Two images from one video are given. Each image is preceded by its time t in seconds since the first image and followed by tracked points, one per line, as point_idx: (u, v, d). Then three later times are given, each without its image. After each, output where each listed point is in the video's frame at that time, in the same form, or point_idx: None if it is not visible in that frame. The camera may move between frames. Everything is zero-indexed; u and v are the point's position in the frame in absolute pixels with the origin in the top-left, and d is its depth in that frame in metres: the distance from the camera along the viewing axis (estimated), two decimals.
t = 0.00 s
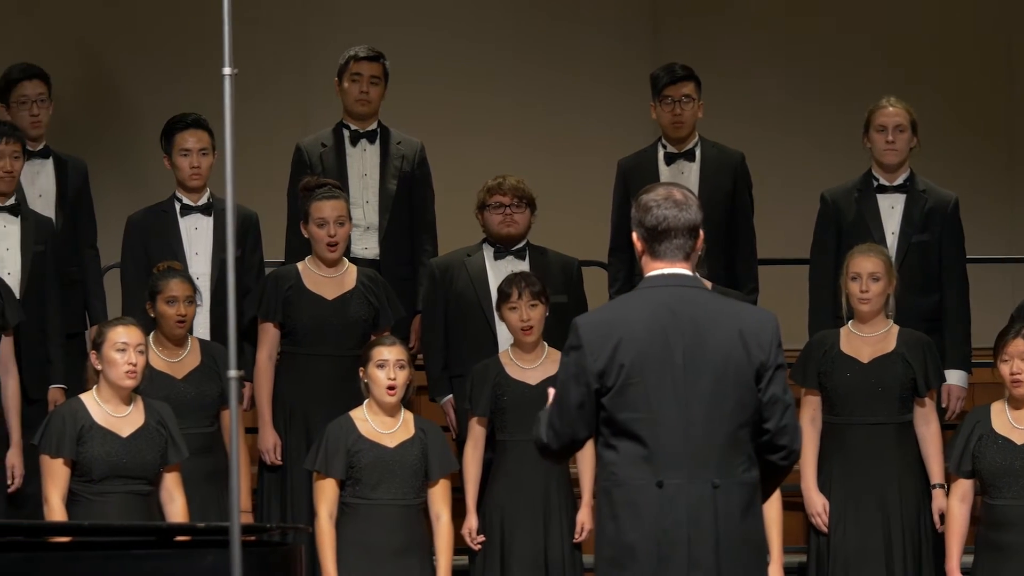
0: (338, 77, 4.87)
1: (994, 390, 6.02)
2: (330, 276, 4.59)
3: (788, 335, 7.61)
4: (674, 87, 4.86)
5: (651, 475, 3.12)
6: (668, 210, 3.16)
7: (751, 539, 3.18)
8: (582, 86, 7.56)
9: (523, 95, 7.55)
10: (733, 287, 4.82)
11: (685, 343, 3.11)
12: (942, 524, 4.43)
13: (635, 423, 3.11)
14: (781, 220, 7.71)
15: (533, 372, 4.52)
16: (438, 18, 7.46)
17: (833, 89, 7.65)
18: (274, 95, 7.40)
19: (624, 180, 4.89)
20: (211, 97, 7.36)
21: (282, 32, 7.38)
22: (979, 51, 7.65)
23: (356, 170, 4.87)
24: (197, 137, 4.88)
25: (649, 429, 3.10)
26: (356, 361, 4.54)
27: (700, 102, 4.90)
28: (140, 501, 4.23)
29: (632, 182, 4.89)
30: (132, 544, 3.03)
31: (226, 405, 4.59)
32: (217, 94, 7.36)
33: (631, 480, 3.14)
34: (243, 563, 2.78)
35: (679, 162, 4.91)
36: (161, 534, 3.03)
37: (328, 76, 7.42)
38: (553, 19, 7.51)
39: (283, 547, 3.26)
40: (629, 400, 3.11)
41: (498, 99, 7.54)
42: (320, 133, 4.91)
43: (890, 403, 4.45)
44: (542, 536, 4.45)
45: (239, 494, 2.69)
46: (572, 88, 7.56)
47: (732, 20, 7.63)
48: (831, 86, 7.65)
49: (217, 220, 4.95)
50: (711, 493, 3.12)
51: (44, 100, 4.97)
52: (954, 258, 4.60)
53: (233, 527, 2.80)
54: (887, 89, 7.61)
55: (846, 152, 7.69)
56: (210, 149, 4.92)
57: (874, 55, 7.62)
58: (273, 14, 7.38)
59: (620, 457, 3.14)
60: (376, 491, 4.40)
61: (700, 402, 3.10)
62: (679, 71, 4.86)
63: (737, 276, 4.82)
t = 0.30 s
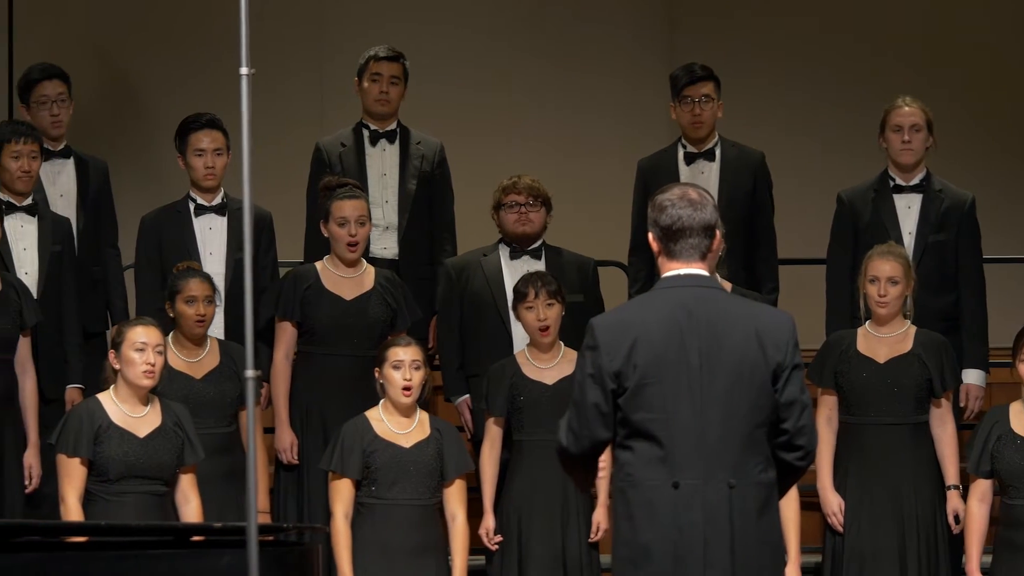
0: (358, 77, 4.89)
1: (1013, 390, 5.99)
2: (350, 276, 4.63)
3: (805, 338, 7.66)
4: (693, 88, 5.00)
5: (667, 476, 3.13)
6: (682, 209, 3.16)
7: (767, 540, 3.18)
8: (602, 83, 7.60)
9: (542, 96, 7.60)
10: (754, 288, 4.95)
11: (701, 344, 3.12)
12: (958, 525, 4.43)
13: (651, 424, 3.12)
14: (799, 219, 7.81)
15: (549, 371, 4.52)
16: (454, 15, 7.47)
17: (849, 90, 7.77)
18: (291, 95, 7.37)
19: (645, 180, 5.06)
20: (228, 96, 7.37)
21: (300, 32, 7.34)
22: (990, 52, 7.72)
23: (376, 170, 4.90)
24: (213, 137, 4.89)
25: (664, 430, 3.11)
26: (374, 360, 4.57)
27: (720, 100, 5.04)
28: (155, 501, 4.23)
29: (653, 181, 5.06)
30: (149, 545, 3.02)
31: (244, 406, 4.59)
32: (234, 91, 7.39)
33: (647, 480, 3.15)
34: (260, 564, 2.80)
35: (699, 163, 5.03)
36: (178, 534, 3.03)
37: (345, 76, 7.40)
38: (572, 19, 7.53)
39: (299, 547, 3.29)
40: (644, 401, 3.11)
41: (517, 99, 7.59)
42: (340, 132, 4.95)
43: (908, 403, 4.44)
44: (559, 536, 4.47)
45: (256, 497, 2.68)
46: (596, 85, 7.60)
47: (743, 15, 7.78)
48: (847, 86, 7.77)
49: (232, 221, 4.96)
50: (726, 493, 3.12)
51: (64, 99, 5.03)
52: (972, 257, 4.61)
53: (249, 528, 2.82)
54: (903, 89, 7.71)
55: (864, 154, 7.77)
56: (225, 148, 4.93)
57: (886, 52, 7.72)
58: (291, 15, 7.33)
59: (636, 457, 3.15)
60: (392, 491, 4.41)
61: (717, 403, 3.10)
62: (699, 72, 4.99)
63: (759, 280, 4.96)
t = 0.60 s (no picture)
0: (377, 77, 5.01)
1: None
2: (367, 276, 4.65)
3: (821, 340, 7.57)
4: (712, 87, 5.12)
5: (684, 476, 3.13)
6: (699, 208, 3.18)
7: (786, 540, 3.17)
8: (619, 84, 7.57)
9: (558, 95, 7.56)
10: (771, 287, 5.05)
11: (719, 344, 3.12)
12: (976, 525, 4.41)
13: (669, 424, 3.12)
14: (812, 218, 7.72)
15: (566, 371, 4.52)
16: (469, 16, 7.48)
17: (862, 89, 7.67)
18: (305, 93, 7.43)
19: (664, 180, 5.16)
20: (243, 95, 7.36)
21: (315, 28, 7.40)
22: (1003, 52, 7.69)
23: (396, 169, 5.02)
24: (225, 137, 4.87)
25: (682, 429, 3.11)
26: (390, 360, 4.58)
27: (738, 101, 5.17)
28: (171, 502, 4.21)
29: (671, 180, 5.16)
30: (168, 545, 3.05)
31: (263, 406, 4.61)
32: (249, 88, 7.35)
33: (665, 480, 3.14)
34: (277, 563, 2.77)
35: (717, 162, 5.17)
36: (196, 534, 3.05)
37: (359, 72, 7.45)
38: (589, 20, 7.52)
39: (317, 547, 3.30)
40: (662, 401, 3.12)
41: (531, 99, 7.56)
42: (360, 132, 5.07)
43: (925, 403, 4.44)
44: (576, 535, 4.46)
45: (273, 494, 2.67)
46: (613, 85, 7.58)
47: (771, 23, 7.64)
48: (865, 86, 7.67)
49: (245, 220, 4.93)
50: (745, 493, 3.12)
51: (85, 99, 5.14)
52: (989, 257, 4.65)
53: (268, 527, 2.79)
54: (918, 89, 7.63)
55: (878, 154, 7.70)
56: (237, 148, 4.92)
57: (902, 55, 7.64)
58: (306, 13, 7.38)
59: (653, 457, 3.15)
60: (408, 491, 4.41)
61: (735, 402, 3.10)
62: (718, 72, 5.12)
63: (777, 278, 5.06)
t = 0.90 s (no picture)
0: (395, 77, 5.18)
1: None
2: (380, 276, 4.65)
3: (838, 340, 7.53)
4: (726, 88, 5.15)
5: (700, 476, 3.13)
6: (716, 208, 3.17)
7: (801, 540, 3.17)
8: (633, 83, 7.56)
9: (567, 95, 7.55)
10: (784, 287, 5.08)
11: (736, 344, 3.12)
12: (991, 525, 4.42)
13: (685, 424, 3.12)
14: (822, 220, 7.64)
15: (581, 372, 4.53)
16: (483, 17, 7.49)
17: (867, 89, 7.62)
18: (319, 94, 7.44)
19: (678, 180, 5.19)
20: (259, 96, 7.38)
21: (330, 28, 7.43)
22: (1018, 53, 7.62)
23: (412, 169, 5.18)
24: (237, 137, 4.87)
25: (698, 429, 3.11)
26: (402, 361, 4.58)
27: (752, 102, 5.20)
28: (183, 503, 4.20)
29: (685, 180, 5.19)
30: (181, 545, 3.06)
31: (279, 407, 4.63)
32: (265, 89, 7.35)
33: (680, 480, 3.14)
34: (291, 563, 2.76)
35: (731, 162, 5.19)
36: (209, 535, 3.06)
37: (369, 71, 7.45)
38: (603, 21, 7.51)
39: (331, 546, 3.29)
40: (679, 401, 3.12)
41: (540, 98, 7.55)
42: (376, 133, 5.24)
43: (939, 404, 4.45)
44: (589, 536, 4.45)
45: (287, 494, 2.64)
46: (623, 84, 7.55)
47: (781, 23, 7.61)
48: (871, 86, 7.62)
49: (259, 219, 4.93)
50: (760, 493, 3.12)
51: (102, 99, 5.17)
52: (1004, 256, 4.69)
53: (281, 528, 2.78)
54: (929, 90, 7.58)
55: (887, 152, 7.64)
56: (250, 148, 4.91)
57: (912, 55, 7.59)
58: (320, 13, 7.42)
59: (670, 457, 3.15)
60: (422, 491, 4.41)
61: (752, 402, 3.11)
62: (731, 72, 5.15)
63: (790, 277, 5.09)
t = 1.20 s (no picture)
0: (409, 77, 5.18)
1: None
2: (393, 276, 4.64)
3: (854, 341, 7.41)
4: (738, 88, 5.15)
5: (717, 476, 3.11)
6: (733, 208, 3.16)
7: (818, 541, 3.15)
8: (642, 83, 7.56)
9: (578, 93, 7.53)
10: (797, 287, 5.08)
11: (753, 344, 3.11)
12: (1007, 524, 4.42)
13: (701, 423, 3.10)
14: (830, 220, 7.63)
15: (595, 372, 4.53)
16: (490, 16, 7.48)
17: (876, 89, 7.60)
18: (333, 94, 7.44)
19: (690, 179, 5.19)
20: (272, 95, 7.32)
21: (340, 27, 7.42)
22: None
23: (425, 169, 5.19)
24: (251, 136, 4.87)
25: (715, 429, 3.09)
26: (416, 361, 4.57)
27: (764, 101, 5.19)
28: (195, 504, 4.18)
29: (696, 180, 5.19)
30: (194, 545, 3.06)
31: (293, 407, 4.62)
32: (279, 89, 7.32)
33: (697, 480, 3.12)
34: (305, 563, 2.73)
35: (744, 162, 5.20)
36: (224, 534, 3.06)
37: (378, 70, 7.44)
38: (611, 21, 7.50)
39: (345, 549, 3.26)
40: (695, 400, 3.10)
41: (548, 97, 7.54)
42: (389, 132, 5.24)
43: (955, 403, 4.45)
44: (604, 536, 4.45)
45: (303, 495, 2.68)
46: (632, 83, 7.55)
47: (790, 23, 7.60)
48: (872, 87, 7.60)
49: (272, 218, 4.92)
50: (777, 493, 3.10)
51: (118, 98, 5.19)
52: None
53: (295, 528, 2.75)
54: (937, 92, 7.56)
55: (893, 154, 7.61)
56: (263, 148, 4.91)
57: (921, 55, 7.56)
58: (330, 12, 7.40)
59: (686, 457, 3.13)
60: (436, 491, 4.39)
61: (769, 401, 3.09)
62: (744, 72, 5.15)
63: (801, 277, 5.10)
